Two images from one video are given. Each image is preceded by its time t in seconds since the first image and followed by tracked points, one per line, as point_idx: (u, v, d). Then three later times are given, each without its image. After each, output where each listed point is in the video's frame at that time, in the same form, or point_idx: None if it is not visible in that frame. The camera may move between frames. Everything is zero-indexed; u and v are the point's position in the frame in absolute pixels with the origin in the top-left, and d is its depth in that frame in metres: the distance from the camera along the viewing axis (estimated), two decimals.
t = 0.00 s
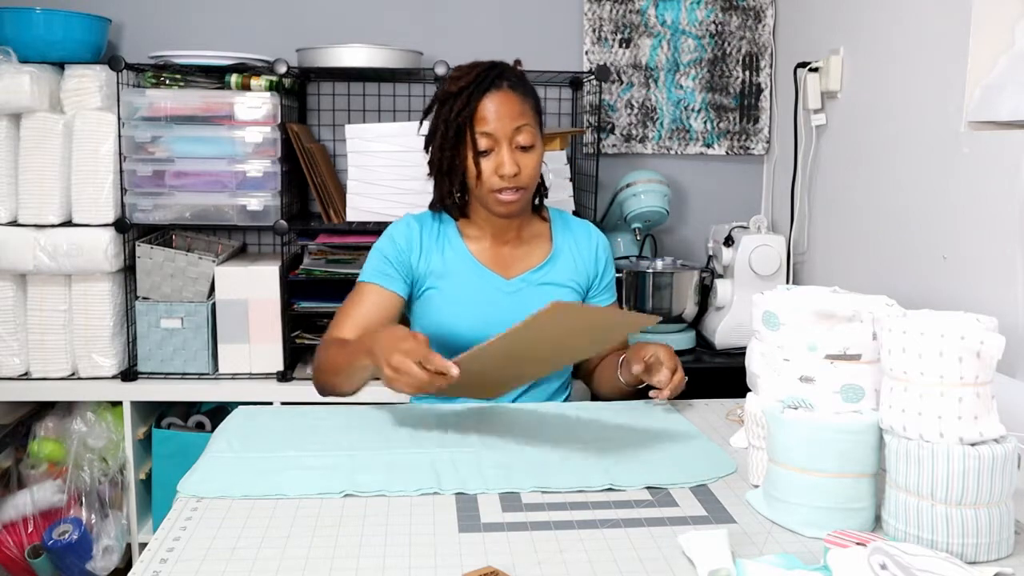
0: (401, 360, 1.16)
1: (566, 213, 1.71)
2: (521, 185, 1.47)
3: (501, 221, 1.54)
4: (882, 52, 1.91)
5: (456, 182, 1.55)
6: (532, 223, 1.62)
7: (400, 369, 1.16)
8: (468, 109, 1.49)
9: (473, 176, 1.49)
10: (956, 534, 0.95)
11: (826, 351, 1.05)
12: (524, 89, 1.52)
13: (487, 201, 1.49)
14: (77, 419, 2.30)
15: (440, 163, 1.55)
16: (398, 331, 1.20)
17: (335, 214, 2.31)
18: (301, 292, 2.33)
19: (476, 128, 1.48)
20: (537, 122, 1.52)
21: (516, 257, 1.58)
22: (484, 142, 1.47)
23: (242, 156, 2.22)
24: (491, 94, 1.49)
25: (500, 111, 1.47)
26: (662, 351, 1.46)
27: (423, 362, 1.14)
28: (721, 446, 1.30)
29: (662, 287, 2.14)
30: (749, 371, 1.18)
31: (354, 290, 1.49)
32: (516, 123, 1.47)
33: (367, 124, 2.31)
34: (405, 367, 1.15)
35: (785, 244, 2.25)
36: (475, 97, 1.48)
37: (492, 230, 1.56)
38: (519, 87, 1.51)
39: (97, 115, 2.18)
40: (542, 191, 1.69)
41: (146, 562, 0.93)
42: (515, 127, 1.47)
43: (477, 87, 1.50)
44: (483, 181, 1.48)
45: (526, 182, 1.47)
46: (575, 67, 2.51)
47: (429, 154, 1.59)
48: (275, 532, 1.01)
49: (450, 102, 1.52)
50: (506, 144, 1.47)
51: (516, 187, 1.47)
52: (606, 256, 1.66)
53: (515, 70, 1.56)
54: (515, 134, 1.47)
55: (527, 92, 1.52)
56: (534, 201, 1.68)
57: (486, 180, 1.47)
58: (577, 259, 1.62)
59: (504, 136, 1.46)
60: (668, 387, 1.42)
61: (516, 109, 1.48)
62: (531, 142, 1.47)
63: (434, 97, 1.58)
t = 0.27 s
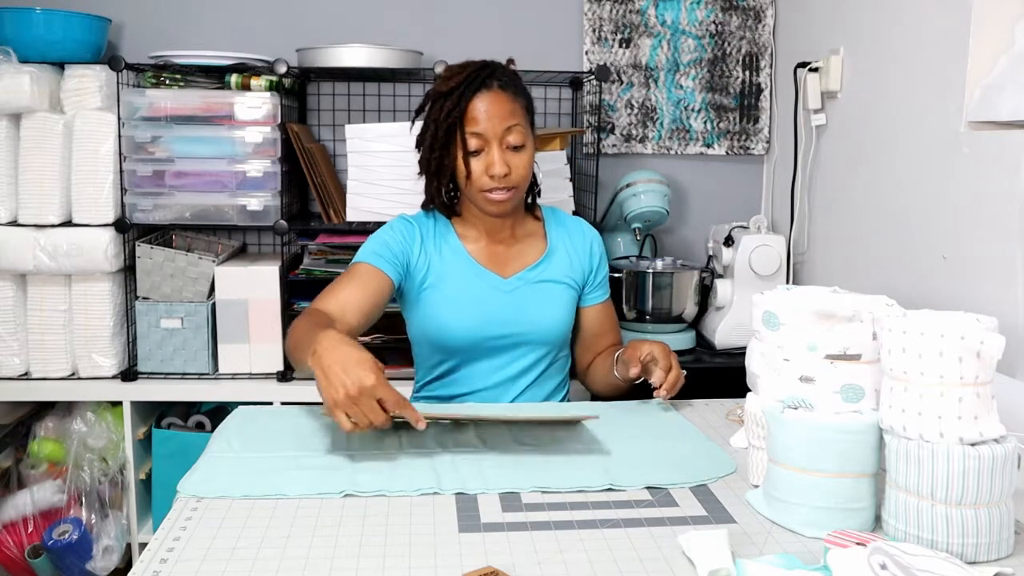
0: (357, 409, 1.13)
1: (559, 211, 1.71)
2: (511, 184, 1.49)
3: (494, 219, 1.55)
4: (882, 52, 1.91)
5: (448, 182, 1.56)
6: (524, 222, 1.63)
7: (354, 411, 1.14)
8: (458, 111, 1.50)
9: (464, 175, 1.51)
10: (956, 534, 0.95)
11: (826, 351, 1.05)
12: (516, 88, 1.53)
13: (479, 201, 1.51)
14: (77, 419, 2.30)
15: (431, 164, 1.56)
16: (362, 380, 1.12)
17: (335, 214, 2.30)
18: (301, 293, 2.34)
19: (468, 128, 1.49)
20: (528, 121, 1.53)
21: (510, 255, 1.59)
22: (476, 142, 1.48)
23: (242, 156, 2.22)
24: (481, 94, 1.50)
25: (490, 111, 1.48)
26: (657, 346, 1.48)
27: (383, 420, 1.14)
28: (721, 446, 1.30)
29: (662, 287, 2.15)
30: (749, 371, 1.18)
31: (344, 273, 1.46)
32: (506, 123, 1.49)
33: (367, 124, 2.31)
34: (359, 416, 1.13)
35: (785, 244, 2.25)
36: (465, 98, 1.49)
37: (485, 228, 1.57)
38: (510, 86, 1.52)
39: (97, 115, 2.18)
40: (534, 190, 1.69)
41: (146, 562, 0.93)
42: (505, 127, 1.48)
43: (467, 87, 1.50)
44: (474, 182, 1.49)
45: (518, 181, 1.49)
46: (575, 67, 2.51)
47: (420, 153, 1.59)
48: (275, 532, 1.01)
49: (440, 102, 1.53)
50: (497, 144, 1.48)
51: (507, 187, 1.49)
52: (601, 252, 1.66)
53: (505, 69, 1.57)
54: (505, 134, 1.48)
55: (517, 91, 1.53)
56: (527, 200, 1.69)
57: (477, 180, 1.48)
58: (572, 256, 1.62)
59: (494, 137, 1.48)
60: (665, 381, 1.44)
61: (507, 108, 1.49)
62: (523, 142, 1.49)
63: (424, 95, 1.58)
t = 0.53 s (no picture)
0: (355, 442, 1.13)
1: (555, 210, 1.71)
2: (509, 187, 1.49)
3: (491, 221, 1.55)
4: (882, 52, 1.91)
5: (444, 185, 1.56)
6: (522, 223, 1.63)
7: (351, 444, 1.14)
8: (455, 114, 1.49)
9: (462, 178, 1.50)
10: (956, 534, 0.95)
11: (826, 351, 1.05)
12: (511, 89, 1.52)
13: (477, 204, 1.51)
14: (77, 419, 2.30)
15: (428, 167, 1.55)
16: (363, 418, 1.12)
17: (335, 214, 2.30)
18: (301, 292, 2.33)
19: (464, 131, 1.48)
20: (525, 122, 1.52)
21: (508, 258, 1.59)
22: (473, 145, 1.48)
23: (242, 156, 2.22)
24: (478, 96, 1.49)
25: (488, 114, 1.47)
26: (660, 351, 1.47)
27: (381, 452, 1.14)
28: (721, 446, 1.30)
29: (662, 287, 2.14)
30: (749, 370, 1.18)
31: (343, 282, 1.45)
32: (504, 126, 1.48)
33: (367, 124, 2.31)
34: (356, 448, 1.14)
35: (786, 244, 2.25)
36: (462, 101, 1.49)
37: (482, 231, 1.57)
38: (506, 87, 1.51)
39: (97, 115, 2.18)
40: (531, 190, 1.69)
41: (146, 562, 0.93)
42: (503, 129, 1.48)
43: (464, 90, 1.50)
44: (472, 185, 1.49)
45: (515, 184, 1.49)
46: (575, 67, 2.51)
47: (415, 155, 1.59)
48: (275, 532, 1.01)
49: (436, 105, 1.52)
50: (494, 147, 1.48)
51: (505, 189, 1.49)
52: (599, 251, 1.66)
53: (501, 69, 1.56)
54: (503, 137, 1.48)
55: (514, 92, 1.52)
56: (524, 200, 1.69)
57: (476, 183, 1.48)
58: (570, 256, 1.62)
59: (492, 140, 1.47)
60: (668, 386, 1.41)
61: (504, 110, 1.48)
62: (520, 144, 1.49)
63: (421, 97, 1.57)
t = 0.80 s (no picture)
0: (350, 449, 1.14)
1: (554, 209, 1.70)
2: (508, 191, 1.49)
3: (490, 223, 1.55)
4: (882, 52, 1.91)
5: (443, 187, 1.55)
6: (522, 224, 1.63)
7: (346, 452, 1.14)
8: (454, 117, 1.49)
9: (461, 182, 1.50)
10: (956, 534, 0.95)
11: (826, 351, 1.05)
12: (510, 91, 1.52)
13: (476, 207, 1.51)
14: (77, 419, 2.30)
15: (427, 170, 1.55)
16: (361, 421, 1.13)
17: (335, 214, 2.30)
18: (301, 292, 2.33)
19: (463, 135, 1.48)
20: (524, 125, 1.52)
21: (507, 260, 1.59)
22: (471, 149, 1.48)
23: (242, 156, 2.22)
24: (478, 99, 1.48)
25: (487, 118, 1.47)
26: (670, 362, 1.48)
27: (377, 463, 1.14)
28: (721, 446, 1.30)
29: (662, 287, 2.14)
30: (749, 370, 1.18)
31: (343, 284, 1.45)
32: (503, 130, 1.48)
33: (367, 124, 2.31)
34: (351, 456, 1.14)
35: (786, 244, 2.25)
36: (461, 105, 1.48)
37: (482, 233, 1.58)
38: (504, 90, 1.51)
39: (97, 115, 2.18)
40: (530, 190, 1.69)
41: (146, 562, 0.94)
42: (502, 133, 1.47)
43: (463, 93, 1.49)
44: (470, 189, 1.49)
45: (514, 187, 1.49)
46: (575, 67, 2.51)
47: (414, 157, 1.59)
48: (275, 532, 1.01)
49: (436, 107, 1.52)
50: (493, 151, 1.47)
51: (504, 193, 1.49)
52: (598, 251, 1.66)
53: (500, 70, 1.55)
54: (502, 141, 1.48)
55: (512, 94, 1.52)
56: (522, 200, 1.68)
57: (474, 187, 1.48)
58: (569, 257, 1.62)
59: (491, 144, 1.47)
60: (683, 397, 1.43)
61: (503, 114, 1.48)
62: (519, 148, 1.48)
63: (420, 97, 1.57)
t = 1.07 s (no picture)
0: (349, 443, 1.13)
1: (553, 208, 1.70)
2: (509, 190, 1.49)
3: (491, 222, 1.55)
4: (882, 52, 1.91)
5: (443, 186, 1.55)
6: (521, 223, 1.63)
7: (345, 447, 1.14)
8: (455, 116, 1.49)
9: (462, 181, 1.50)
10: (956, 534, 0.95)
11: (826, 351, 1.05)
12: (511, 90, 1.52)
13: (477, 206, 1.51)
14: (77, 419, 2.30)
15: (428, 169, 1.55)
16: (363, 412, 1.13)
17: (335, 214, 2.30)
18: (301, 292, 2.33)
19: (465, 133, 1.48)
20: (525, 125, 1.52)
21: (507, 260, 1.59)
22: (473, 148, 1.48)
23: (242, 156, 2.22)
24: (479, 98, 1.48)
25: (488, 117, 1.47)
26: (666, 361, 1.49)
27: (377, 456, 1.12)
28: (721, 446, 1.30)
29: (662, 287, 2.14)
30: (749, 370, 1.18)
31: (343, 284, 1.45)
32: (504, 129, 1.48)
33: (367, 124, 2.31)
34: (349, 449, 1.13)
35: (786, 244, 2.25)
36: (462, 103, 1.48)
37: (482, 232, 1.58)
38: (506, 89, 1.51)
39: (97, 115, 2.18)
40: (529, 189, 1.69)
41: (146, 562, 0.94)
42: (503, 132, 1.48)
43: (465, 92, 1.49)
44: (471, 187, 1.49)
45: (515, 186, 1.49)
46: (575, 67, 2.51)
47: (414, 156, 1.58)
48: (275, 532, 1.01)
49: (437, 106, 1.52)
50: (494, 150, 1.47)
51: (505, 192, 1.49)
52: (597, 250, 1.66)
53: (500, 70, 1.55)
54: (503, 140, 1.48)
55: (513, 94, 1.52)
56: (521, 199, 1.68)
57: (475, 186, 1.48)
58: (568, 256, 1.62)
59: (493, 143, 1.47)
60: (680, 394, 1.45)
61: (505, 113, 1.48)
62: (520, 147, 1.48)
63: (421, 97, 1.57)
